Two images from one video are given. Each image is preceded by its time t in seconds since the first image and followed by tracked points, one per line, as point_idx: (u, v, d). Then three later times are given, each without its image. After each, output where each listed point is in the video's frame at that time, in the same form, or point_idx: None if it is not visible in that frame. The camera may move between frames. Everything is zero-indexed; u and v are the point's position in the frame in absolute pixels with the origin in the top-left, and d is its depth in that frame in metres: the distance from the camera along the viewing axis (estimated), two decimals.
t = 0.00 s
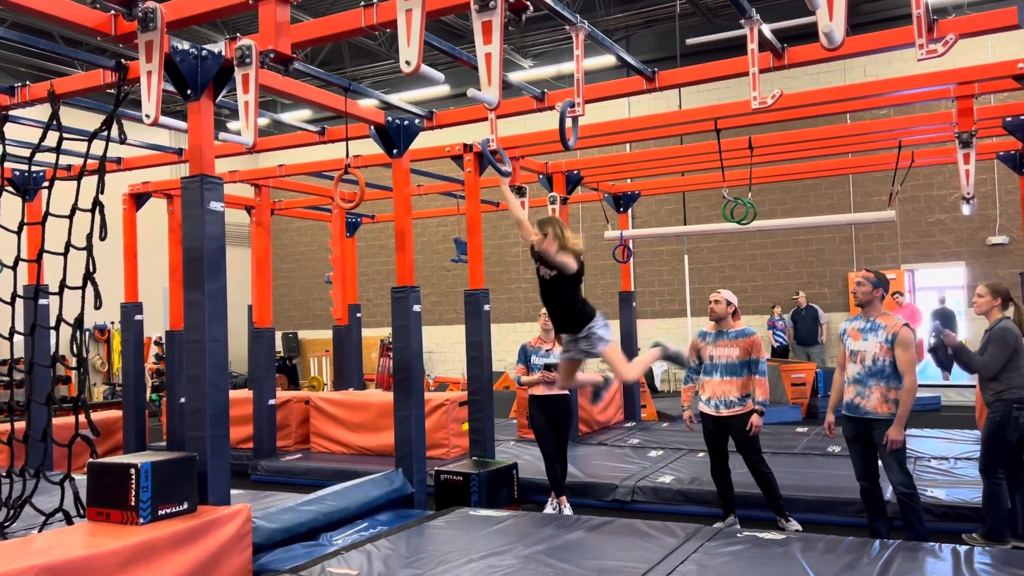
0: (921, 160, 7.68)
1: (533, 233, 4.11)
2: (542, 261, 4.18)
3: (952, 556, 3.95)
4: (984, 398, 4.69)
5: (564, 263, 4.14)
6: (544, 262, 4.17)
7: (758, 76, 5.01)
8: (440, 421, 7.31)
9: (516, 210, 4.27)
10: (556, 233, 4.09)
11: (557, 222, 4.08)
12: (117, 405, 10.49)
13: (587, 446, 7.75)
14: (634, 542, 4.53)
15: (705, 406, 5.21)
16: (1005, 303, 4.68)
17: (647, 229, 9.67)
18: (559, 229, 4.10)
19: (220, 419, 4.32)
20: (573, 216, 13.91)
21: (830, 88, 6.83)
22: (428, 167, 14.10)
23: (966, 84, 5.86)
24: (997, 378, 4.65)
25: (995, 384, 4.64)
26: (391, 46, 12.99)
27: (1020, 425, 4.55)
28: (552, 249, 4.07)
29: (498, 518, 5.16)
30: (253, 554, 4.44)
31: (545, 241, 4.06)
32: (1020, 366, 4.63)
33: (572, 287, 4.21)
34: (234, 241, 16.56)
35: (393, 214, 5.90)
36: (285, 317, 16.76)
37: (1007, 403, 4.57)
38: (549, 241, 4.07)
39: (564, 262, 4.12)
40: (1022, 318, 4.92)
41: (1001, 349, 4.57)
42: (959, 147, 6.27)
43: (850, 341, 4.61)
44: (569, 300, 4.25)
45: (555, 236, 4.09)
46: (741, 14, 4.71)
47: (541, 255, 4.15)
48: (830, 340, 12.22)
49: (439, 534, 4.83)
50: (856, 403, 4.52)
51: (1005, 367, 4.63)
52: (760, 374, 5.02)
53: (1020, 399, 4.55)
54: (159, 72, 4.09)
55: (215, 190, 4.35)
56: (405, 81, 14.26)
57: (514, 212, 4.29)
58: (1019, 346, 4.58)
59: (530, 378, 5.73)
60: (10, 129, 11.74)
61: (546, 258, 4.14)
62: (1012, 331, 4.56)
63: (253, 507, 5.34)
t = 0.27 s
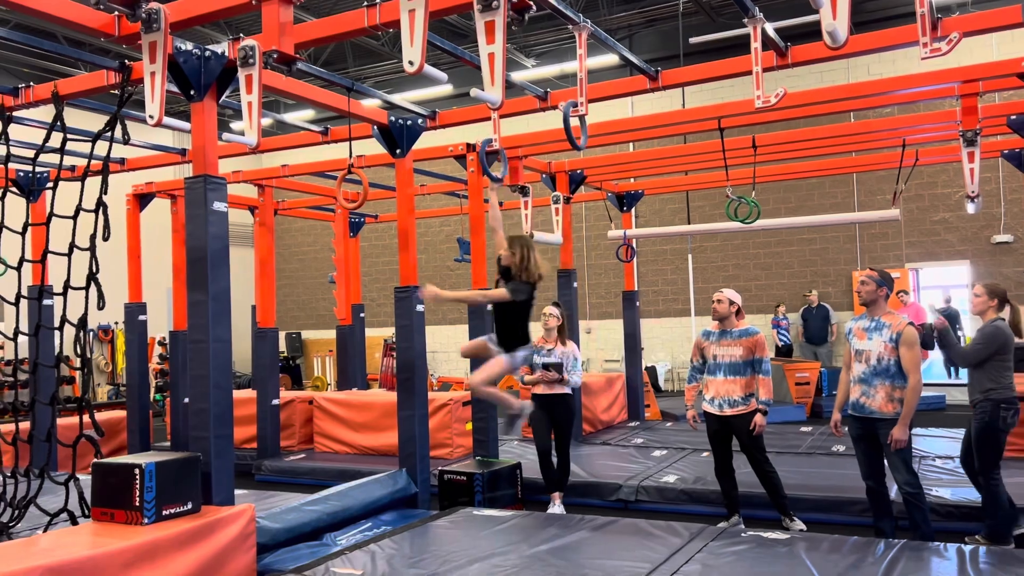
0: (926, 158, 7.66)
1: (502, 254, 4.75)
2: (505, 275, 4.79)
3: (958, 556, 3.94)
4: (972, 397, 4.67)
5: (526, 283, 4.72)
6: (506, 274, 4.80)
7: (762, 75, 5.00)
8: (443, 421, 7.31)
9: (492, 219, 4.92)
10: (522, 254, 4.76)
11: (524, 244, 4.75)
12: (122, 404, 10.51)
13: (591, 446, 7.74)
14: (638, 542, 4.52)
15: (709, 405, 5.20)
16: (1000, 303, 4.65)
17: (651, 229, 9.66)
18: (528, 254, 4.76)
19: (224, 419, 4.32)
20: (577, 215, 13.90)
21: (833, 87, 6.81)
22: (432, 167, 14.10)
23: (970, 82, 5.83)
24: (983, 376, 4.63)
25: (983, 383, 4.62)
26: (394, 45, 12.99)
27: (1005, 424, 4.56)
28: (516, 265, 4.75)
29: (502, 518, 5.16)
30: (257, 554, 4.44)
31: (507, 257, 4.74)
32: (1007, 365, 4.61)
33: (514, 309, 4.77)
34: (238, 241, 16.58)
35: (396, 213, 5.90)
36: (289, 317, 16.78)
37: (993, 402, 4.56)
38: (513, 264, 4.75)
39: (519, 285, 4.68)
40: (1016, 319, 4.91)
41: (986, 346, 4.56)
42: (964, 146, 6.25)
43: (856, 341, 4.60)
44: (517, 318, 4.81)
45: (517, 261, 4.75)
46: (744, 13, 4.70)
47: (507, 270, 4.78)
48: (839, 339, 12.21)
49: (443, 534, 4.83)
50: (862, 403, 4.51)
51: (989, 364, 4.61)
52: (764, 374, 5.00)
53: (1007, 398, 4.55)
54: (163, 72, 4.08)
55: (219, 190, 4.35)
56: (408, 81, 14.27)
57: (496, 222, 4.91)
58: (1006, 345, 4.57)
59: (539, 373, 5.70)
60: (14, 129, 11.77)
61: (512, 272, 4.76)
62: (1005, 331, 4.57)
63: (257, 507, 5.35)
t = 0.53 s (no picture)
0: (932, 156, 7.63)
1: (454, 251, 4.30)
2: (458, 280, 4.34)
3: (965, 555, 3.92)
4: (969, 396, 4.69)
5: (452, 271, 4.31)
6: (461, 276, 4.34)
7: (767, 73, 4.98)
8: (448, 420, 7.31)
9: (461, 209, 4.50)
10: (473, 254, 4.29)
11: (474, 242, 4.24)
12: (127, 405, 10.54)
13: (596, 445, 7.73)
14: (644, 541, 4.51)
15: (714, 404, 5.19)
16: (994, 302, 4.74)
17: (656, 228, 9.64)
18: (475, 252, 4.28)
19: (230, 419, 4.33)
20: (581, 214, 13.89)
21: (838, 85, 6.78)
22: (436, 166, 14.10)
23: (977, 79, 5.80)
24: (980, 373, 4.65)
25: (980, 381, 4.64)
26: (398, 45, 12.99)
27: (1003, 421, 4.60)
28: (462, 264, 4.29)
29: (507, 517, 5.15)
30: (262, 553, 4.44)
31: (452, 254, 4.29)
32: (1001, 363, 4.66)
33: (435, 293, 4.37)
34: (243, 241, 16.61)
35: (401, 213, 5.90)
36: (294, 316, 16.80)
37: (992, 400, 4.59)
38: (458, 260, 4.30)
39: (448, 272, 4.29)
40: (1009, 319, 4.97)
41: (982, 344, 4.59)
42: (970, 144, 6.21)
43: (862, 339, 4.59)
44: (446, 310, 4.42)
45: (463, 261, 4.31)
46: (749, 11, 4.68)
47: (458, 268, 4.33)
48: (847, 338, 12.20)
49: (449, 533, 4.83)
50: (868, 401, 4.50)
51: (984, 362, 4.65)
52: (769, 373, 5.00)
53: (1004, 396, 4.59)
54: (168, 72, 4.08)
55: (224, 190, 4.36)
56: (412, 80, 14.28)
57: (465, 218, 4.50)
58: (1002, 344, 4.61)
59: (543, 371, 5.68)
60: (20, 130, 11.79)
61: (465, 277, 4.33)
62: (998, 330, 4.59)
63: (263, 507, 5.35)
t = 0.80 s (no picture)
0: (939, 153, 7.60)
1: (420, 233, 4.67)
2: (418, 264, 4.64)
3: (975, 554, 3.91)
4: (965, 394, 4.71)
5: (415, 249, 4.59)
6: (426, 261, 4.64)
7: (774, 71, 4.96)
8: (455, 420, 7.32)
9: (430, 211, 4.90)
10: (440, 239, 4.64)
11: (440, 225, 4.61)
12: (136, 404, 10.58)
13: (603, 444, 7.73)
14: (652, 540, 4.51)
15: (721, 403, 5.18)
16: (991, 301, 4.74)
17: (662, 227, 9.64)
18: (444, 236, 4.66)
19: (238, 418, 4.34)
20: (587, 213, 13.89)
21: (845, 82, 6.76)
22: (443, 166, 14.11)
23: (985, 76, 5.78)
24: (976, 371, 4.67)
25: (977, 380, 4.66)
26: (404, 44, 13.00)
27: (999, 419, 4.65)
28: (425, 243, 4.61)
29: (515, 516, 5.16)
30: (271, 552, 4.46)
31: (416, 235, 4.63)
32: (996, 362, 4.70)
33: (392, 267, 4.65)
34: (249, 241, 16.64)
35: (407, 212, 5.91)
36: (300, 316, 16.84)
37: (989, 398, 4.63)
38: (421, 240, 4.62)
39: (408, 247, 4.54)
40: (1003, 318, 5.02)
41: (980, 342, 4.62)
42: (979, 141, 6.18)
43: (870, 338, 4.57)
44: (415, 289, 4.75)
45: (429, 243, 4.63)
46: (756, 9, 4.67)
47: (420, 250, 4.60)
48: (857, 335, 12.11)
49: (456, 532, 4.83)
50: (876, 400, 4.49)
51: (980, 361, 4.67)
52: (776, 372, 4.98)
53: (999, 394, 4.64)
54: (176, 72, 4.10)
55: (231, 190, 4.37)
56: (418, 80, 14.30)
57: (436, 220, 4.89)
58: (998, 343, 4.64)
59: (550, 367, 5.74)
60: (28, 131, 11.83)
61: (426, 259, 4.60)
62: (997, 330, 4.63)
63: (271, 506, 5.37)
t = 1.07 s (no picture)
0: (949, 150, 7.57)
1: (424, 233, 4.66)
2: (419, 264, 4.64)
3: (987, 553, 3.88)
4: (973, 392, 4.67)
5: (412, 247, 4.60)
6: (428, 261, 4.63)
7: (783, 68, 4.94)
8: (464, 418, 7.32)
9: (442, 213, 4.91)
10: (442, 237, 4.61)
11: (439, 223, 4.62)
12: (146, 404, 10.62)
13: (612, 443, 7.73)
14: (662, 539, 4.50)
15: (731, 402, 5.17)
16: (994, 298, 4.74)
17: (671, 225, 9.62)
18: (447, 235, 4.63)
19: (248, 417, 4.35)
20: (595, 211, 13.89)
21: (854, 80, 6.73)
22: (451, 165, 14.12)
23: (995, 73, 5.75)
24: (983, 368, 4.64)
25: (984, 377, 4.63)
26: (412, 44, 13.01)
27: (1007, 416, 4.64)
28: (425, 243, 4.59)
29: (525, 515, 5.15)
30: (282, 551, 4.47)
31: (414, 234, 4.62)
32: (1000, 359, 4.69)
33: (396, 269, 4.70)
34: (258, 241, 16.69)
35: (416, 211, 5.91)
36: (309, 315, 16.88)
37: (998, 396, 4.61)
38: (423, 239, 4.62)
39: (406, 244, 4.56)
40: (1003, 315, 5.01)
41: (988, 339, 4.59)
42: (989, 138, 6.14)
43: (880, 336, 4.56)
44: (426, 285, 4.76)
45: (429, 243, 4.61)
46: (765, 6, 4.64)
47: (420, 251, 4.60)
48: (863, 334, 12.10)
49: (466, 531, 4.83)
50: (886, 399, 4.47)
51: (986, 358, 4.66)
52: (786, 370, 4.96)
53: (1006, 391, 4.63)
54: (186, 72, 4.10)
55: (241, 190, 4.38)
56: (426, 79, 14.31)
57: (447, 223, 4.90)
58: (1004, 340, 4.63)
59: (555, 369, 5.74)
60: (38, 132, 11.88)
61: (425, 258, 4.60)
62: (1004, 328, 4.61)
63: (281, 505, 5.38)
